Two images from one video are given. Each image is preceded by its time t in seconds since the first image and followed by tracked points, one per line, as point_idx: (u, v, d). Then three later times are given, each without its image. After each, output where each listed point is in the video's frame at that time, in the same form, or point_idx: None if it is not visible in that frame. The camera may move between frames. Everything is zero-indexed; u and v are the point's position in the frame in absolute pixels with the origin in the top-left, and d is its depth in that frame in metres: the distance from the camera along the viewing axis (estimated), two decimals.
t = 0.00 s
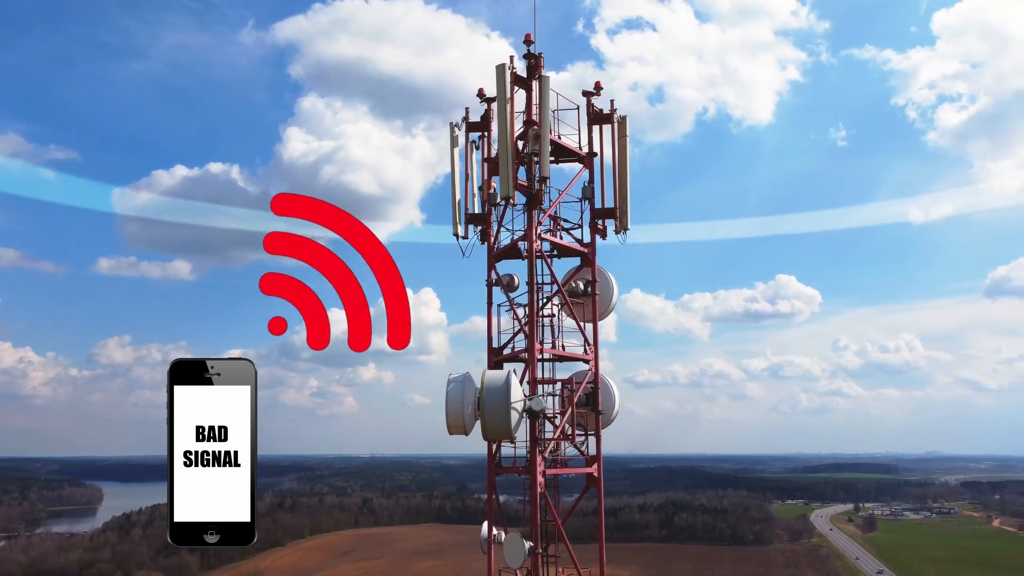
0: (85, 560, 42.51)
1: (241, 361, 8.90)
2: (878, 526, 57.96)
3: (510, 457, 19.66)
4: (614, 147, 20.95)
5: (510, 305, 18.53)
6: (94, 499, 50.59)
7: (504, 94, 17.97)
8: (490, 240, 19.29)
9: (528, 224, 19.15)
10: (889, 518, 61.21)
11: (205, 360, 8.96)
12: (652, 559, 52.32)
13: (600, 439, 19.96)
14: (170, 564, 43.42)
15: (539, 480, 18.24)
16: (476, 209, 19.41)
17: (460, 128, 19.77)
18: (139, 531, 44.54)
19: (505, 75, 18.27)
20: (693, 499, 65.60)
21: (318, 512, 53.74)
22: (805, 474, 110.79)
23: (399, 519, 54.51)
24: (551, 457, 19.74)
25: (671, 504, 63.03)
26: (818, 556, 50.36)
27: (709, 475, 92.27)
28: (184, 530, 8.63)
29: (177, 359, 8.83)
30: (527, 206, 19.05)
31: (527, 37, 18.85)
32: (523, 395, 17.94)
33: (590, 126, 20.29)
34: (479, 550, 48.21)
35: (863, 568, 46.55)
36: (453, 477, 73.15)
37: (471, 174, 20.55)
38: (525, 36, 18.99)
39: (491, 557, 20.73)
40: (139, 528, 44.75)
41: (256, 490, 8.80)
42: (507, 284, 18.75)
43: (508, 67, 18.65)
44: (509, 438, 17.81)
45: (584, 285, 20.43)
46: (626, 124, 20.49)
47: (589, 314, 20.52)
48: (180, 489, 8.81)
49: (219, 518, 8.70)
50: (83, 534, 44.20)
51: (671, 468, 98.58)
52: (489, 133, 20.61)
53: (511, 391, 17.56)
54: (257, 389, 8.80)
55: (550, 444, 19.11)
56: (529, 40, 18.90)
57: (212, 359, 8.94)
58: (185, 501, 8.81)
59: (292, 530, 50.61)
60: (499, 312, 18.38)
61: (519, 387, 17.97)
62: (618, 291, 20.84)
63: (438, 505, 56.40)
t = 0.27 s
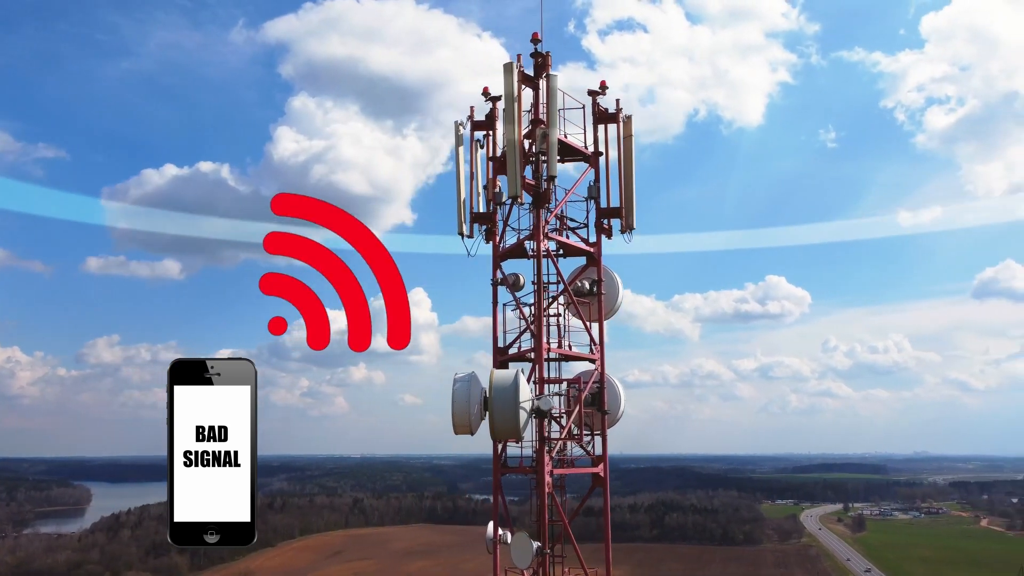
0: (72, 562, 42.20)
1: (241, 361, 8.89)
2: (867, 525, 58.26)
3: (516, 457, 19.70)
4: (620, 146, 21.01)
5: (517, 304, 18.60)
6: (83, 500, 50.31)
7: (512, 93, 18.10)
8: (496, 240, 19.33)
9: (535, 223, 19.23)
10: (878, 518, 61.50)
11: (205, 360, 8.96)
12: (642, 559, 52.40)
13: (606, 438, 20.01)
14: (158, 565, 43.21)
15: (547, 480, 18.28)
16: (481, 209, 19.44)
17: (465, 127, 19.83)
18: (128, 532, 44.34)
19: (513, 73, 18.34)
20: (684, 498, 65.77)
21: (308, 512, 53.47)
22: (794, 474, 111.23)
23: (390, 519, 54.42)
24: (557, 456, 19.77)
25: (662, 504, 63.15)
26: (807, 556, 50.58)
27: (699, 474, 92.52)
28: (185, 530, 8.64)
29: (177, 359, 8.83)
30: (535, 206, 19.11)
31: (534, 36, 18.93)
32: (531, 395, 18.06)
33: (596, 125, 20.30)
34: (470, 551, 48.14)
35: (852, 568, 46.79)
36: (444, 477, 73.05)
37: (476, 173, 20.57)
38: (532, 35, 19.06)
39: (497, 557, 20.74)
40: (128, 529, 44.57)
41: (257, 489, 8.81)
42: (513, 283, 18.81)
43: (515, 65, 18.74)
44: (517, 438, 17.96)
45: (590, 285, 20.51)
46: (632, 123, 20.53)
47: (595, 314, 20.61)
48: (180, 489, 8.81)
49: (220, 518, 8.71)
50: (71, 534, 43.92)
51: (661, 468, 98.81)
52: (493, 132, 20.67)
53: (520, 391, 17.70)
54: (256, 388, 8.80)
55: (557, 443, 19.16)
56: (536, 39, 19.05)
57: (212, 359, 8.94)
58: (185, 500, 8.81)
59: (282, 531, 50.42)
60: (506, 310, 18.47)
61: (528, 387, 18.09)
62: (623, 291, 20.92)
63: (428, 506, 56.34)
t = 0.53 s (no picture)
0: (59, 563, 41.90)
1: (241, 361, 8.89)
2: (855, 525, 58.54)
3: (524, 457, 19.73)
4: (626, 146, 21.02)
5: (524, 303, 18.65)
6: (70, 500, 49.96)
7: (521, 92, 18.15)
8: (503, 239, 19.34)
9: (543, 222, 19.26)
10: (866, 518, 61.80)
11: (205, 360, 8.95)
12: (631, 559, 52.46)
13: (613, 438, 20.05)
14: (146, 566, 42.98)
15: (556, 480, 18.31)
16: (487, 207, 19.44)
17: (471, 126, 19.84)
18: (114, 534, 44.12)
19: (522, 72, 18.37)
20: (673, 499, 65.91)
21: (297, 513, 53.05)
22: (783, 473, 111.74)
23: (379, 520, 54.27)
24: (565, 456, 19.80)
25: (652, 504, 63.25)
26: (796, 556, 50.75)
27: (688, 474, 92.81)
28: (185, 530, 8.66)
29: (177, 358, 8.84)
30: (543, 205, 19.14)
31: (543, 35, 18.96)
32: (540, 395, 18.14)
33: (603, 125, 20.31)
34: (459, 552, 48.02)
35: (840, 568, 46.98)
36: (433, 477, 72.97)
37: (482, 171, 20.56)
38: (541, 34, 19.10)
39: (504, 557, 20.76)
40: (115, 530, 44.35)
41: (257, 488, 8.82)
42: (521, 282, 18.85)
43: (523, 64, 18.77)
44: (526, 438, 18.04)
45: (597, 285, 20.56)
46: (638, 123, 20.55)
47: (602, 314, 20.65)
48: (180, 489, 8.83)
49: (219, 518, 8.74)
50: (57, 536, 43.56)
51: (651, 468, 99.07)
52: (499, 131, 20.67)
53: (530, 391, 17.80)
54: (257, 388, 8.79)
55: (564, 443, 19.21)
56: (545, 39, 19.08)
57: (212, 360, 8.93)
58: (185, 500, 8.82)
59: (271, 531, 50.22)
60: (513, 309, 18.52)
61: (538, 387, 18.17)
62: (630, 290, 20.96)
63: (417, 506, 56.24)
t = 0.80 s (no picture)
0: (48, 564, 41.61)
1: (241, 361, 8.85)
2: (845, 525, 58.77)
3: (530, 458, 19.74)
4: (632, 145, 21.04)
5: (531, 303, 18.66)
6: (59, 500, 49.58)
7: (529, 92, 18.14)
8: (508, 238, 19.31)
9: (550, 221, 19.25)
10: (857, 518, 62.05)
11: (205, 360, 8.92)
12: (623, 559, 52.52)
13: (619, 438, 20.04)
14: (136, 567, 42.76)
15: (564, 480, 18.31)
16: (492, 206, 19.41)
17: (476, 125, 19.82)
18: (104, 534, 43.89)
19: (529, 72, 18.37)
20: (665, 499, 66.06)
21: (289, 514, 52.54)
22: (774, 473, 112.25)
23: (371, 520, 54.16)
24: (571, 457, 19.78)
25: (643, 504, 63.37)
26: (787, 556, 50.90)
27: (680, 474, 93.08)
28: (185, 530, 8.63)
29: (177, 358, 8.80)
30: (549, 205, 19.14)
31: (550, 34, 18.96)
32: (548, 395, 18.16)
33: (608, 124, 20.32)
34: (451, 552, 47.94)
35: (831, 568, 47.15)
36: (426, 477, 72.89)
37: (487, 171, 20.56)
38: (548, 34, 19.11)
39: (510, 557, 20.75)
40: (105, 531, 44.13)
41: (257, 488, 8.79)
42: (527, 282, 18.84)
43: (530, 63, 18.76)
44: (533, 438, 18.09)
45: (602, 285, 20.57)
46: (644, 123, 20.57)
47: (608, 313, 20.68)
48: (180, 489, 8.80)
49: (219, 518, 8.71)
50: (46, 536, 43.28)
51: (643, 468, 99.32)
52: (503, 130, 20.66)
53: (538, 391, 17.84)
54: (257, 388, 8.75)
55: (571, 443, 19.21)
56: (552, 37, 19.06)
57: (212, 359, 8.90)
58: (185, 500, 8.78)
59: (262, 532, 50.02)
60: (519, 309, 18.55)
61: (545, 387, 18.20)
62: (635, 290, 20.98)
63: (409, 506, 56.19)
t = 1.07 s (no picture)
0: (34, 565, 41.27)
1: (241, 361, 8.81)
2: (833, 525, 59.06)
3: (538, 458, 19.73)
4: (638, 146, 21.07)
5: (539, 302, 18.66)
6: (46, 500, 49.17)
7: (539, 91, 18.13)
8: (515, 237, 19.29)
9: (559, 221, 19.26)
10: (844, 518, 62.38)
11: (205, 360, 8.86)
12: (612, 559, 52.61)
13: (628, 438, 20.03)
14: (124, 568, 42.50)
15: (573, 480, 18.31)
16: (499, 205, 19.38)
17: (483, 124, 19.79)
18: (92, 535, 43.60)
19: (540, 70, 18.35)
20: (654, 499, 66.24)
21: (277, 514, 52.42)
22: (762, 474, 112.92)
23: (361, 521, 53.97)
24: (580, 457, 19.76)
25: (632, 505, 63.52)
26: (775, 555, 51.09)
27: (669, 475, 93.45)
28: (184, 530, 8.57)
29: (177, 358, 8.74)
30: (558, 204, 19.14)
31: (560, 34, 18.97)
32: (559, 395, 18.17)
33: (615, 124, 20.33)
34: (440, 553, 47.89)
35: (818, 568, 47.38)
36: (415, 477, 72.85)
37: (494, 170, 20.52)
38: (558, 34, 19.12)
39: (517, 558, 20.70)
40: (92, 532, 43.83)
41: (257, 488, 8.74)
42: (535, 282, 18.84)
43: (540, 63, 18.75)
44: (543, 438, 18.08)
45: (610, 284, 20.58)
46: (650, 123, 20.59)
47: (615, 313, 20.69)
48: (180, 489, 8.75)
49: (219, 518, 8.66)
50: (32, 537, 42.88)
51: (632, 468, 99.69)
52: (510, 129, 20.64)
53: (549, 391, 17.85)
54: (257, 388, 8.70)
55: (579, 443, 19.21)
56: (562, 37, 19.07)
57: (212, 359, 8.84)
58: (185, 500, 8.72)
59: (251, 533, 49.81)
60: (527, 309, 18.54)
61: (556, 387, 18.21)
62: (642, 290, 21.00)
63: (399, 507, 56.12)
